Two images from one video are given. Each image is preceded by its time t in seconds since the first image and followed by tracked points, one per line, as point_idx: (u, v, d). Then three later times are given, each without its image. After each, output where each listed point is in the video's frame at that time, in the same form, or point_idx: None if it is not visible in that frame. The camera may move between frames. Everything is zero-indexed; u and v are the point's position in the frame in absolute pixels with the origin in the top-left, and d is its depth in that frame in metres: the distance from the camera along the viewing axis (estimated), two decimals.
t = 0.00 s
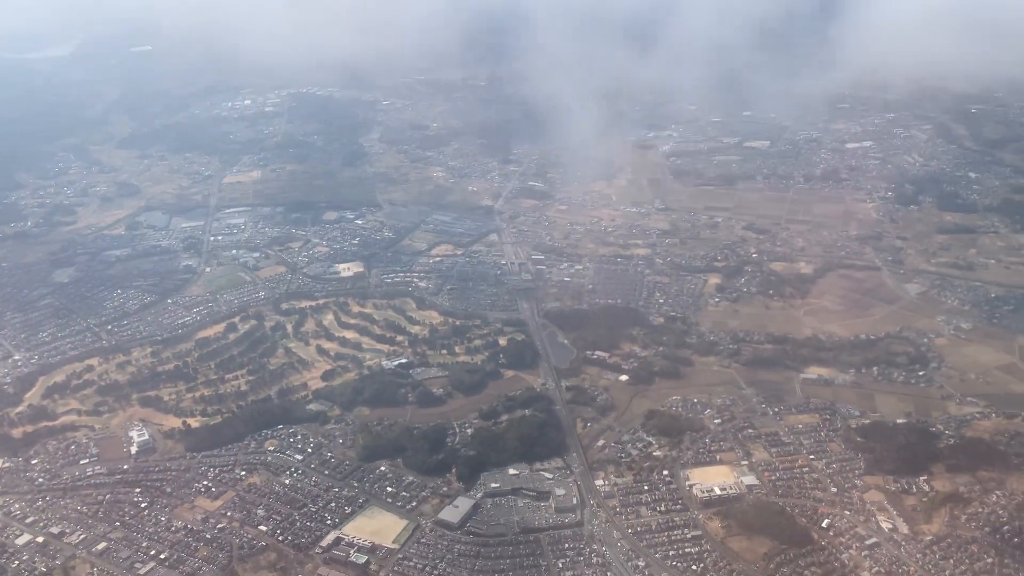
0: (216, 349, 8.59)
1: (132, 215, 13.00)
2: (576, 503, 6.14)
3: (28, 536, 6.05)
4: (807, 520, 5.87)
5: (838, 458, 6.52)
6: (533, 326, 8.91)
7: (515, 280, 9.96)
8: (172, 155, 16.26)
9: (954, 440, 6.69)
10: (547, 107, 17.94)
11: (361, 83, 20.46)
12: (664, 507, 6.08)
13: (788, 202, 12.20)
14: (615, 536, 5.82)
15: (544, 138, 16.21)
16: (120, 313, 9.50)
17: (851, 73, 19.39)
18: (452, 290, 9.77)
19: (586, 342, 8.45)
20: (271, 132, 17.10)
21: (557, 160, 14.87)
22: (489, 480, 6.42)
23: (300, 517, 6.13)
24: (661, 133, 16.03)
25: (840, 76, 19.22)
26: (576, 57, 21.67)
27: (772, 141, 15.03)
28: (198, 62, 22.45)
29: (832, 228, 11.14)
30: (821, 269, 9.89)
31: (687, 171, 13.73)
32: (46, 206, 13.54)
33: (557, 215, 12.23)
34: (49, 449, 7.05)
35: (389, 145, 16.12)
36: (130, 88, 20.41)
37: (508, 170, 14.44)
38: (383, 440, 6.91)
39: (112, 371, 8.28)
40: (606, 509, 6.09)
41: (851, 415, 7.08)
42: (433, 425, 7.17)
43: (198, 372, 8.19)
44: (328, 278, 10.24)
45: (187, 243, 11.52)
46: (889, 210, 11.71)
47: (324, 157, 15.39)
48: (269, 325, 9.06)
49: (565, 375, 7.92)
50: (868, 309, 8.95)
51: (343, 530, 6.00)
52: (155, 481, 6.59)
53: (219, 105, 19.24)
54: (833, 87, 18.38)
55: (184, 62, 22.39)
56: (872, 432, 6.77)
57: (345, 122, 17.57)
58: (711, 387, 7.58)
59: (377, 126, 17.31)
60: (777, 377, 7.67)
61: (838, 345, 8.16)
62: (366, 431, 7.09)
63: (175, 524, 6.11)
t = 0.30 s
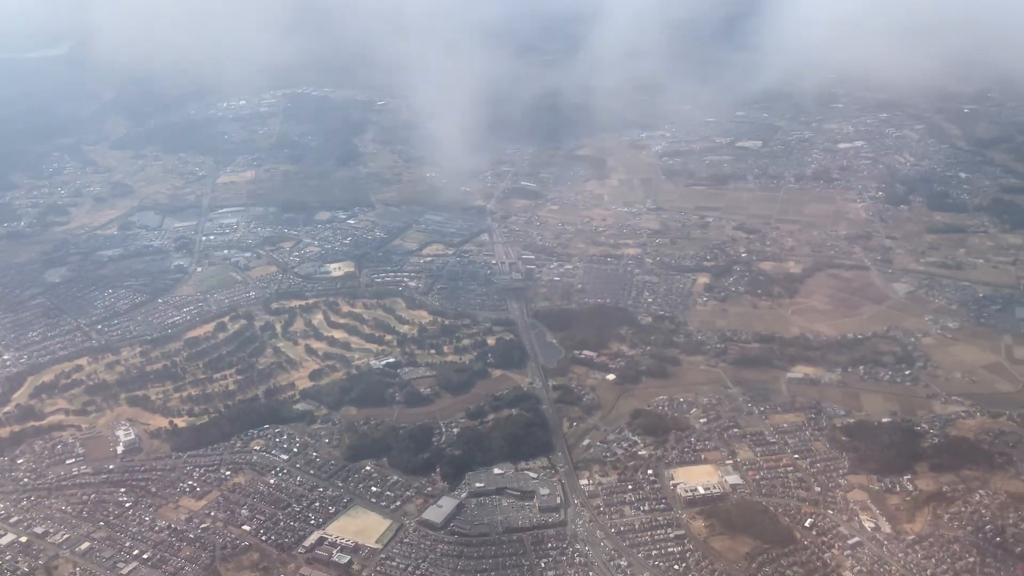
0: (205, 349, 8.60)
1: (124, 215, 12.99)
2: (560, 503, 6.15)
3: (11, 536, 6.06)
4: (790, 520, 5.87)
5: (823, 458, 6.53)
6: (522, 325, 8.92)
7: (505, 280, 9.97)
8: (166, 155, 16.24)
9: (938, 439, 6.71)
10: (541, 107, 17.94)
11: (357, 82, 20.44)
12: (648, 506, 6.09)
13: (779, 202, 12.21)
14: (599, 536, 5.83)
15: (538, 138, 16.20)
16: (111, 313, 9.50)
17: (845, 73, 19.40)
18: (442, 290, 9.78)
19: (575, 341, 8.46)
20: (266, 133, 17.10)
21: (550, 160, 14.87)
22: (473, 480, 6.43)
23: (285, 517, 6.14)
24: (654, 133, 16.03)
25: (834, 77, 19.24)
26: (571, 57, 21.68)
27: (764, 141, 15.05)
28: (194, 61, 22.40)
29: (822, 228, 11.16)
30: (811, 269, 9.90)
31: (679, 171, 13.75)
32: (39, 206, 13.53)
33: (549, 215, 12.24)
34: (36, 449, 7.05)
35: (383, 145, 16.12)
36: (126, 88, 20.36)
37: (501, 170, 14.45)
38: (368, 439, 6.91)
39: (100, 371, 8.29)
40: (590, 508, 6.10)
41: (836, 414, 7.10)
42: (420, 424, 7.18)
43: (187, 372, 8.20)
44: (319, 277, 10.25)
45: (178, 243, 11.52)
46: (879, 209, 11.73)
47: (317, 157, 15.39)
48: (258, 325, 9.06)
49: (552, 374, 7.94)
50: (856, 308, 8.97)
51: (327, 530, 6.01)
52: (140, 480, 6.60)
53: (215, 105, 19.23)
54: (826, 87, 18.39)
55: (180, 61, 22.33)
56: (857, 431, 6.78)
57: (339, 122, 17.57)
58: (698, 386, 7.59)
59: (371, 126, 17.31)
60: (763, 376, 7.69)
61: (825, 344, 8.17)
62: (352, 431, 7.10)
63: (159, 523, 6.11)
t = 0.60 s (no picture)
0: (194, 348, 8.62)
1: (117, 215, 13.01)
2: (544, 501, 6.18)
3: None
4: (771, 517, 5.90)
5: (806, 456, 6.55)
6: (511, 325, 8.95)
7: (495, 279, 9.99)
8: (160, 154, 16.25)
9: (922, 437, 6.73)
10: (536, 107, 17.96)
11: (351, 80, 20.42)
12: (632, 504, 6.11)
13: (771, 201, 12.23)
14: (582, 533, 5.86)
15: (532, 137, 16.22)
16: (101, 313, 9.52)
17: (840, 73, 19.41)
18: (432, 289, 9.80)
19: (563, 340, 8.49)
20: (260, 132, 17.11)
21: (543, 159, 14.90)
22: (458, 478, 6.46)
23: (270, 515, 6.17)
24: (648, 132, 16.06)
25: (829, 76, 19.23)
26: (567, 57, 21.70)
27: (757, 140, 15.05)
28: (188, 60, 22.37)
29: (812, 228, 11.18)
30: (800, 268, 9.92)
31: (671, 170, 13.77)
32: (32, 206, 13.54)
33: (540, 214, 12.26)
34: (23, 448, 7.08)
35: (377, 144, 16.13)
36: (121, 87, 20.33)
37: (494, 169, 14.46)
38: (355, 438, 6.93)
39: (89, 370, 8.31)
40: (573, 506, 6.13)
41: (821, 413, 7.12)
42: (406, 423, 7.20)
43: (175, 371, 8.23)
44: (310, 277, 10.27)
45: (170, 242, 11.55)
46: (870, 209, 11.75)
47: (311, 157, 15.40)
48: (247, 325, 9.09)
49: (540, 373, 7.96)
50: (844, 307, 9.00)
51: (311, 528, 6.04)
52: (126, 479, 6.62)
53: (209, 105, 19.24)
54: (821, 87, 18.39)
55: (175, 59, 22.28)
56: (841, 430, 6.81)
57: (334, 121, 17.59)
58: (685, 385, 7.62)
59: (365, 125, 17.32)
60: (749, 375, 7.71)
61: (812, 343, 8.20)
62: (339, 430, 7.13)
63: (145, 521, 6.14)
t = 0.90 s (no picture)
0: (182, 349, 8.64)
1: (109, 216, 13.01)
2: (528, 500, 6.20)
3: None
4: (754, 517, 5.93)
5: (791, 456, 6.57)
6: (499, 325, 8.97)
7: (485, 280, 10.01)
8: (153, 155, 16.26)
9: (905, 437, 6.75)
10: (531, 108, 17.98)
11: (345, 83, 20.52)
12: (615, 504, 6.14)
13: (762, 202, 12.25)
14: (564, 533, 5.88)
15: (526, 137, 16.24)
16: (90, 314, 9.53)
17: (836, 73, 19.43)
18: (421, 290, 9.82)
19: (551, 340, 8.51)
20: (253, 133, 17.12)
21: (536, 159, 14.92)
22: (443, 478, 6.48)
23: (255, 516, 6.18)
24: (641, 133, 16.08)
25: (823, 77, 19.24)
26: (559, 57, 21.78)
27: (749, 140, 15.10)
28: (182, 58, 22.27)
29: (802, 228, 11.21)
30: (789, 268, 9.95)
31: (663, 170, 13.80)
32: (24, 207, 13.55)
33: (532, 215, 12.28)
34: (11, 448, 7.09)
35: (370, 145, 16.14)
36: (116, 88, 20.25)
37: (486, 170, 14.48)
38: (341, 438, 6.95)
39: (78, 371, 8.33)
40: (557, 506, 6.15)
41: (806, 412, 7.14)
42: (393, 424, 7.22)
43: (164, 371, 8.25)
44: (300, 277, 10.29)
45: (161, 243, 11.57)
46: (861, 209, 11.78)
47: (304, 158, 15.41)
48: (236, 325, 9.11)
49: (527, 374, 7.98)
50: (832, 307, 9.02)
51: (295, 528, 6.05)
52: (112, 480, 6.64)
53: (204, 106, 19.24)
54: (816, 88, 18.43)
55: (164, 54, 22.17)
56: (825, 429, 6.83)
57: (327, 122, 17.61)
58: (671, 385, 7.64)
59: (359, 126, 17.33)
60: (736, 375, 7.74)
61: (799, 343, 8.23)
62: (325, 430, 7.14)
63: (130, 522, 6.15)
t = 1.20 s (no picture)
0: (170, 354, 8.62)
1: (100, 221, 12.99)
2: (512, 504, 6.17)
3: None
4: (738, 521, 5.90)
5: (777, 459, 6.55)
6: (488, 329, 8.96)
7: (475, 284, 10.01)
8: (146, 160, 16.24)
9: (892, 440, 6.74)
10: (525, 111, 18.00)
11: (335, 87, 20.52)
12: (600, 508, 6.11)
13: (754, 205, 12.26)
14: (549, 537, 5.85)
15: (519, 141, 16.24)
16: (78, 319, 9.50)
17: (830, 78, 19.42)
18: (410, 294, 9.80)
19: (539, 344, 8.50)
20: (246, 138, 17.12)
21: (528, 163, 14.92)
22: (428, 482, 6.45)
23: (239, 520, 6.15)
24: (634, 137, 16.09)
25: (817, 80, 19.26)
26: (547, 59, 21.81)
27: (742, 144, 15.11)
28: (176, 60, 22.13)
29: (793, 231, 11.21)
30: (779, 272, 9.94)
31: (655, 174, 13.81)
32: (16, 212, 13.53)
33: (523, 218, 12.28)
34: None
35: (363, 149, 16.13)
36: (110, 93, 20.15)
37: (479, 174, 14.47)
38: (326, 442, 6.92)
39: (65, 376, 8.30)
40: (542, 510, 6.12)
41: (794, 416, 7.12)
42: (380, 428, 7.19)
43: (151, 376, 8.23)
44: (289, 282, 10.27)
45: (151, 248, 11.55)
46: (852, 212, 11.78)
47: (297, 162, 15.40)
48: (224, 330, 9.09)
49: (515, 378, 7.96)
50: (821, 310, 9.02)
51: (279, 532, 6.02)
52: (97, 484, 6.60)
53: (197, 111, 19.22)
54: (809, 91, 18.45)
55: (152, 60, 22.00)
56: (812, 433, 6.81)
57: (321, 126, 17.61)
58: (659, 389, 7.62)
59: (352, 130, 17.33)
60: (724, 379, 7.72)
61: (787, 346, 8.21)
62: (311, 435, 7.11)
63: (114, 526, 6.12)
